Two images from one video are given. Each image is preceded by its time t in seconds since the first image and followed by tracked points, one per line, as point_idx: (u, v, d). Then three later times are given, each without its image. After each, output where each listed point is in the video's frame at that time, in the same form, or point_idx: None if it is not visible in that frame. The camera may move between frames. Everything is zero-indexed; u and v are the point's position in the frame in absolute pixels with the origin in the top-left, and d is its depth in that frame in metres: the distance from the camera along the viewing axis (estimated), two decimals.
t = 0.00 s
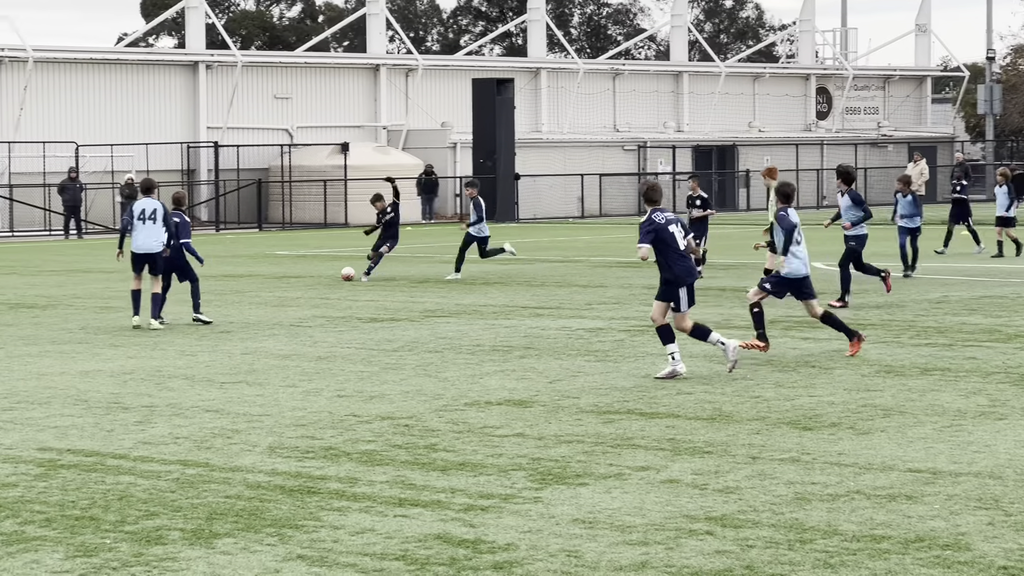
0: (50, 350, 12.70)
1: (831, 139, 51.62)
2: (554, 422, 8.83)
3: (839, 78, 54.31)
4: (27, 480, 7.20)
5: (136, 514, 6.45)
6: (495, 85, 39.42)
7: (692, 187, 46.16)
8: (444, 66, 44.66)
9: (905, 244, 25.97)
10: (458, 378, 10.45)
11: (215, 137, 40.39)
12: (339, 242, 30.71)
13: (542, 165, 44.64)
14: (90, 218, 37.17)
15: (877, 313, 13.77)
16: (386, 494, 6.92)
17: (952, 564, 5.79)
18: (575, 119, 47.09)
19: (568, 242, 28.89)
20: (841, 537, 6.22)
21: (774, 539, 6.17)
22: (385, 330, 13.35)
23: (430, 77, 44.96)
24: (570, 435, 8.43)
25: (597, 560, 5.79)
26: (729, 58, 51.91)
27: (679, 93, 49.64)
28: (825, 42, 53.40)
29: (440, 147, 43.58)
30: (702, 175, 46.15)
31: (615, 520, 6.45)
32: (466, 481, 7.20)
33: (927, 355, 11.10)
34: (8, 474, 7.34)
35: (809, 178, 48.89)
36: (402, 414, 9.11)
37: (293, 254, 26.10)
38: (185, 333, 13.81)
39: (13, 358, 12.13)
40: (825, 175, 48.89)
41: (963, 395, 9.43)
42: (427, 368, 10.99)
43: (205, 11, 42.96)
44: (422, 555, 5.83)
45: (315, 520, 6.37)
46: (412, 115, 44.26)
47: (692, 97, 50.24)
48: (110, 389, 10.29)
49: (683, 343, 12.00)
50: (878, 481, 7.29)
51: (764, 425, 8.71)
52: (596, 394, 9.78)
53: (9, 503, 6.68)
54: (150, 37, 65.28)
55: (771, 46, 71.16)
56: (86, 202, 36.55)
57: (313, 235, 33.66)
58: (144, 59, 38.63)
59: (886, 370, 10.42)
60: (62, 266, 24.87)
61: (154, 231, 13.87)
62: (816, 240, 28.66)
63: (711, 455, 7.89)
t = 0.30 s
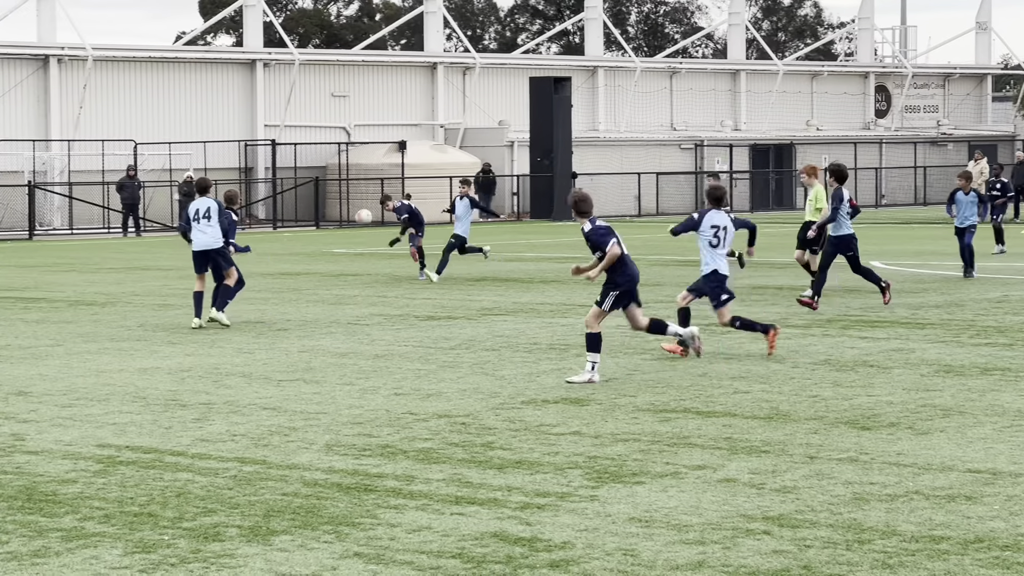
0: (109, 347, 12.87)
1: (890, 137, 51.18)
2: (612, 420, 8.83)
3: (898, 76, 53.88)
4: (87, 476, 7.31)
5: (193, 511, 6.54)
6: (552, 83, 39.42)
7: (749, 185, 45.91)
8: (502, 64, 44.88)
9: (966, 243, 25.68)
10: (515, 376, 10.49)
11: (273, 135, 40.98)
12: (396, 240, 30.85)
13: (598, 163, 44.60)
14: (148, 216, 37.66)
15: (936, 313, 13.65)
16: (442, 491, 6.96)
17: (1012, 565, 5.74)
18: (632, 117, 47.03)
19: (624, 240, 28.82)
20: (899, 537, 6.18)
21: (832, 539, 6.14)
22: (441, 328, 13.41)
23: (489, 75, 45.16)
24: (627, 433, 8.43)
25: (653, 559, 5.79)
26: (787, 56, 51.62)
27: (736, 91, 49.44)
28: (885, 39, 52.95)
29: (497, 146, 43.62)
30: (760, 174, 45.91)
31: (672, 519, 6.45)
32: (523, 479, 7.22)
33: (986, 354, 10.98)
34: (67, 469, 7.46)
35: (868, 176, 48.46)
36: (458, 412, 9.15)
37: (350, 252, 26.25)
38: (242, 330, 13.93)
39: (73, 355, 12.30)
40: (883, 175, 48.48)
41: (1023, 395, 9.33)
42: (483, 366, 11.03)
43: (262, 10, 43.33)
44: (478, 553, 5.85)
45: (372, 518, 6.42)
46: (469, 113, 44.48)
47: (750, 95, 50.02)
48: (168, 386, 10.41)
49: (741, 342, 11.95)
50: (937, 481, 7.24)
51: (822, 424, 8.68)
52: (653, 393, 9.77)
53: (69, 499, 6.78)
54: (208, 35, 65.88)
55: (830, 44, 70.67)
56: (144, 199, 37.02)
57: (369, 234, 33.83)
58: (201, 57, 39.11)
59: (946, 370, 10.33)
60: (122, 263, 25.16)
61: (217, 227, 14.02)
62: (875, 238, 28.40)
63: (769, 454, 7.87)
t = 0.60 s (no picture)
0: (163, 343, 13.01)
1: (946, 136, 50.78)
2: (664, 418, 8.83)
3: (954, 74, 53.50)
4: (141, 471, 7.41)
5: (247, 507, 6.61)
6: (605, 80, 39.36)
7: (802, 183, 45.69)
8: (556, 61, 45.21)
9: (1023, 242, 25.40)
10: (568, 373, 10.51)
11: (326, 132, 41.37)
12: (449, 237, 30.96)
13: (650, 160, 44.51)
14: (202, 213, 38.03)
15: (993, 312, 13.53)
16: (496, 488, 7.00)
17: None
18: (685, 115, 47.02)
19: (676, 238, 28.76)
20: (955, 537, 6.15)
21: (887, 538, 6.12)
22: (494, 326, 13.46)
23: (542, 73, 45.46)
24: (680, 431, 8.43)
25: (707, 557, 5.79)
26: (841, 54, 51.37)
27: (790, 89, 49.20)
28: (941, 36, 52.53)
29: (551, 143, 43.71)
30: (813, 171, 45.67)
31: (725, 517, 6.45)
32: (576, 477, 7.24)
33: None
34: (122, 465, 7.56)
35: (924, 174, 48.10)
36: (511, 409, 9.18)
37: (402, 249, 26.36)
38: (294, 327, 14.03)
39: (128, 351, 12.45)
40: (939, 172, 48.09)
41: None
42: (536, 363, 11.06)
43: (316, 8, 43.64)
44: (531, 550, 5.88)
45: (425, 515, 6.47)
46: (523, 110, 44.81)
47: (805, 93, 49.80)
48: (221, 383, 10.52)
49: (794, 340, 11.91)
50: (994, 481, 7.18)
51: (876, 423, 8.63)
52: (706, 391, 9.75)
53: (124, 494, 6.88)
54: (262, 33, 66.38)
55: (885, 41, 70.20)
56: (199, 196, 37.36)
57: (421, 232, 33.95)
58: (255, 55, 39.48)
59: (1001, 369, 10.24)
60: (177, 260, 25.42)
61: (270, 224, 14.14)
62: (930, 236, 28.16)
63: (822, 453, 7.85)
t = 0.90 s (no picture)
0: (215, 340, 13.13)
1: (1001, 133, 50.49)
2: (716, 416, 8.83)
3: (1008, 72, 53.20)
4: (194, 467, 7.50)
5: (299, 503, 6.68)
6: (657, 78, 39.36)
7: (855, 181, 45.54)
8: (608, 59, 45.52)
9: None
10: (621, 371, 10.54)
11: (378, 129, 41.74)
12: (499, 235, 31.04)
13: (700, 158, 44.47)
14: (253, 209, 38.37)
15: None
16: (548, 486, 7.03)
17: None
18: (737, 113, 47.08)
19: (726, 236, 28.69)
20: (1010, 536, 6.11)
21: (941, 538, 6.10)
22: (545, 323, 13.49)
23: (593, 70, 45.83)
24: (732, 430, 8.42)
25: (759, 555, 5.80)
26: (894, 52, 51.24)
27: (842, 87, 49.11)
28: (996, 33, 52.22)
29: (602, 141, 43.28)
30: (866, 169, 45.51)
31: (778, 515, 6.45)
32: (628, 475, 7.26)
33: None
34: (175, 461, 7.66)
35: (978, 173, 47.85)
36: (563, 407, 9.22)
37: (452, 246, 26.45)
38: (346, 325, 14.13)
39: (181, 348, 12.59)
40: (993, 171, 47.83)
41: None
42: (588, 361, 11.08)
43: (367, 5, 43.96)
44: (584, 547, 5.92)
45: (477, 512, 6.51)
46: (574, 108, 45.21)
47: (857, 90, 49.72)
48: (274, 379, 10.63)
49: (847, 338, 11.87)
50: None
51: (930, 422, 8.59)
52: (758, 389, 9.74)
53: (177, 489, 6.97)
54: (313, 31, 66.80)
55: (938, 38, 69.86)
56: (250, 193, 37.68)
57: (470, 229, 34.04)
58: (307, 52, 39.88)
59: None
60: (229, 256, 25.65)
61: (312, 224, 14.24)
62: (984, 235, 27.94)
63: (876, 452, 7.82)
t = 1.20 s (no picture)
0: (266, 337, 13.26)
1: None
2: (768, 415, 8.83)
3: None
4: (246, 464, 7.59)
5: (351, 500, 6.75)
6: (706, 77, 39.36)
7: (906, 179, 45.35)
8: (657, 57, 45.72)
9: None
10: (670, 369, 10.56)
11: (428, 127, 42.11)
12: (548, 233, 31.06)
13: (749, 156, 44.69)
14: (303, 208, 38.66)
15: None
16: (599, 483, 7.07)
17: None
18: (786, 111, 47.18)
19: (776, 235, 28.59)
20: None
21: (995, 538, 6.08)
22: (596, 321, 13.54)
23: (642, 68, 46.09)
24: (784, 428, 8.42)
25: (812, 554, 5.81)
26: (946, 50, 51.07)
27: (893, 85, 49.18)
28: None
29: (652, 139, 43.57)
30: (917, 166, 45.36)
31: (830, 515, 6.45)
32: (680, 472, 7.29)
33: None
34: (228, 457, 7.75)
35: None
36: (613, 404, 9.26)
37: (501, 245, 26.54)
38: (396, 322, 14.21)
39: (231, 345, 12.73)
40: None
41: None
42: (638, 359, 11.11)
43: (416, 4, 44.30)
44: (635, 545, 5.95)
45: (529, 509, 6.56)
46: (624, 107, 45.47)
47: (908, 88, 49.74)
48: (325, 376, 10.73)
49: (899, 337, 11.81)
50: None
51: (983, 422, 8.55)
52: (809, 387, 9.73)
53: (230, 486, 7.06)
54: (363, 29, 67.23)
55: (990, 36, 69.45)
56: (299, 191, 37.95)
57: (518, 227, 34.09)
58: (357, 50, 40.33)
59: None
60: (279, 254, 25.86)
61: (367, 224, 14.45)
62: None
63: (928, 451, 7.81)
